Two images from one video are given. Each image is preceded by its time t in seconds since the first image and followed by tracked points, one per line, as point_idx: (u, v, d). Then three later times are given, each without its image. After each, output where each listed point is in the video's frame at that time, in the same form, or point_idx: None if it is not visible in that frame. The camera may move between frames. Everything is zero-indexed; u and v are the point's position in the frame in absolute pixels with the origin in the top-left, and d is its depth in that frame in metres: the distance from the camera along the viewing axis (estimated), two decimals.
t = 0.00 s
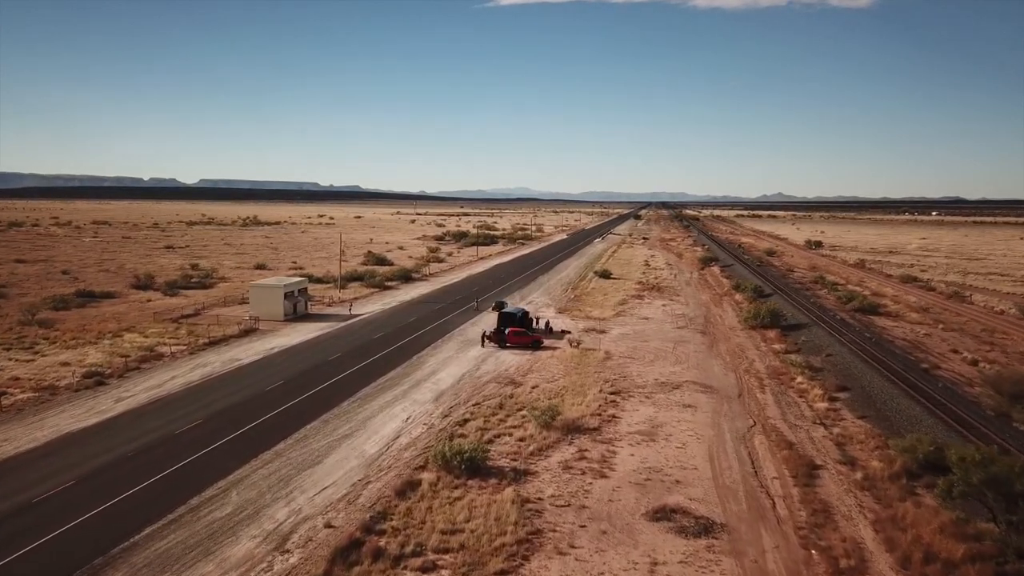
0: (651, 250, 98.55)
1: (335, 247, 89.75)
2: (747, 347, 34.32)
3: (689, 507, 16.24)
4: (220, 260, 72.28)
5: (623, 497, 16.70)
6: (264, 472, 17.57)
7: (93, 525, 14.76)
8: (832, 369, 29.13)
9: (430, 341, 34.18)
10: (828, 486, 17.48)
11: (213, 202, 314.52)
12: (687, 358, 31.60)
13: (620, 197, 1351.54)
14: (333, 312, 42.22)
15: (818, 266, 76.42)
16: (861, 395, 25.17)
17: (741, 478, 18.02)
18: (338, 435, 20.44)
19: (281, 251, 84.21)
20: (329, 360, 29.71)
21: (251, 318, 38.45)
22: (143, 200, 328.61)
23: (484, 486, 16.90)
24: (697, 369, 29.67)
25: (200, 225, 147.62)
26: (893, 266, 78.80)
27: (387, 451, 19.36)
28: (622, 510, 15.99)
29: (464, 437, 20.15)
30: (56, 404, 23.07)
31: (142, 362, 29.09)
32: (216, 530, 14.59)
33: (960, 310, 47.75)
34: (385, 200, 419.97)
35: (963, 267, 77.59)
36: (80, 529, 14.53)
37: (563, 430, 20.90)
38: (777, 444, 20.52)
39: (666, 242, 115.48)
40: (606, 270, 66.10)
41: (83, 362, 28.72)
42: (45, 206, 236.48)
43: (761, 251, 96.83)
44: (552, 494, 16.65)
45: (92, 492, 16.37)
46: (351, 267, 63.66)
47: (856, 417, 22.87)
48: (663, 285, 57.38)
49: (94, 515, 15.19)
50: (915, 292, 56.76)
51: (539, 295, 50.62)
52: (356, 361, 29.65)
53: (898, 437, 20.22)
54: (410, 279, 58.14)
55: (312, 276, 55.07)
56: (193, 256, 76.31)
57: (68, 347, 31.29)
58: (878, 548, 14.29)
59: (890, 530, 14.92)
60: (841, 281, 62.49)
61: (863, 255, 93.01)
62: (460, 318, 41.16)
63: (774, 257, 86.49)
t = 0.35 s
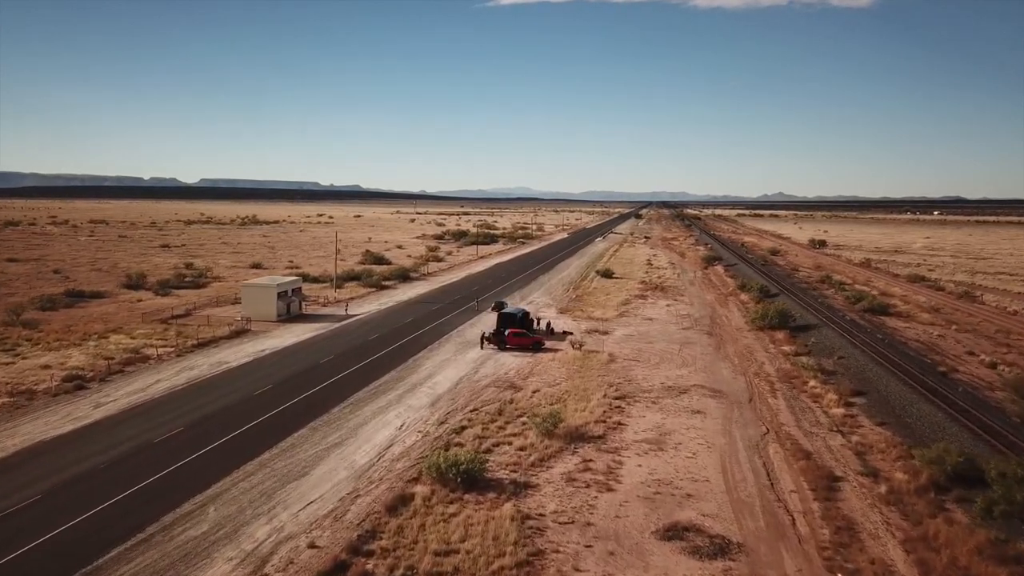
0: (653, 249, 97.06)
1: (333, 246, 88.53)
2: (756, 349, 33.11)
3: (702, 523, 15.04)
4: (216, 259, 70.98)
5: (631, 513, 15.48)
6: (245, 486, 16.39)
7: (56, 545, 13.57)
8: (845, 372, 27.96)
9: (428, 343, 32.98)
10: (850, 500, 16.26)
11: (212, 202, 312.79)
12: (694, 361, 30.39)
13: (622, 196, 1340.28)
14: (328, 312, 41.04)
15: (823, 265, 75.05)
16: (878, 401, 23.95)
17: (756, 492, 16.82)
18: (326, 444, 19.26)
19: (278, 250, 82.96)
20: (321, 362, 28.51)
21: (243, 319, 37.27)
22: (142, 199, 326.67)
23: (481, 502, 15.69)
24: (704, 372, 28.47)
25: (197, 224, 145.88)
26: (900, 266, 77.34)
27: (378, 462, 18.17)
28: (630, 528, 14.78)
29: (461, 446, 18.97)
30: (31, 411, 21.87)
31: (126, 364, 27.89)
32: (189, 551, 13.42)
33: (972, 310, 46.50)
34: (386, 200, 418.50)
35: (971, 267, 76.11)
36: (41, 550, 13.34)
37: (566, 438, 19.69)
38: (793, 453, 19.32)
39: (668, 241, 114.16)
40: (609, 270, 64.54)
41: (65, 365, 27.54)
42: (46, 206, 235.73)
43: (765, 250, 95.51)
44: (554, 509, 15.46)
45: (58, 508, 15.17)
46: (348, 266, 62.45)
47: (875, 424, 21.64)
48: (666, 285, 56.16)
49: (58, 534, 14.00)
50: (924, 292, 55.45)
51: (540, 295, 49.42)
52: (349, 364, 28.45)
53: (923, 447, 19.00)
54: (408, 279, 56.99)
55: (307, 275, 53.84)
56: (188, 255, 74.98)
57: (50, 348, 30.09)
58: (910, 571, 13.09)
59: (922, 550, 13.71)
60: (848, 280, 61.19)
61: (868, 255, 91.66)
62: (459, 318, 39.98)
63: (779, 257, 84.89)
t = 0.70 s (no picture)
0: (655, 248, 95.50)
1: (331, 245, 87.18)
2: (765, 352, 31.78)
3: (719, 546, 13.73)
4: (210, 258, 69.55)
5: (641, 534, 14.16)
6: (220, 504, 15.07)
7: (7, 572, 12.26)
8: (862, 376, 26.63)
9: (424, 344, 31.68)
10: (879, 519, 14.94)
11: (210, 201, 310.99)
12: (702, 364, 29.09)
13: (622, 196, 1336.18)
14: (322, 312, 39.76)
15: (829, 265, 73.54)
16: (899, 407, 22.65)
17: (776, 509, 15.52)
18: (311, 456, 17.94)
19: (274, 249, 81.65)
20: (311, 366, 27.17)
21: (234, 320, 35.99)
22: (140, 198, 324.82)
23: (477, 522, 14.36)
24: (713, 376, 27.17)
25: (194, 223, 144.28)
26: (907, 265, 75.80)
27: (367, 476, 16.84)
28: (640, 551, 13.47)
29: (456, 459, 17.68)
30: None
31: (106, 368, 26.57)
32: None
33: (985, 311, 45.13)
34: (386, 199, 416.68)
35: (980, 267, 74.52)
36: None
37: (569, 450, 18.41)
38: (813, 466, 18.01)
39: (670, 240, 112.68)
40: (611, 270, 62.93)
41: (42, 368, 26.25)
42: (43, 205, 233.65)
43: (769, 249, 94.08)
44: (557, 530, 14.14)
45: (13, 530, 13.85)
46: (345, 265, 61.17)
47: (899, 433, 20.31)
48: (670, 284, 54.89)
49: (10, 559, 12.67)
50: (934, 292, 54.06)
51: (540, 295, 48.14)
52: (340, 367, 27.14)
53: (953, 459, 17.67)
54: (406, 278, 55.75)
55: (303, 275, 52.54)
56: (182, 254, 73.56)
57: (29, 351, 28.79)
58: None
59: None
60: (855, 280, 59.78)
61: (874, 253, 90.21)
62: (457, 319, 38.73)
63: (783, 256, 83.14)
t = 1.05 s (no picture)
0: (657, 247, 94.17)
1: (325, 245, 84.99)
2: (775, 354, 30.55)
3: (738, 569, 12.54)
4: (205, 257, 68.23)
5: (652, 556, 12.96)
6: (193, 522, 13.85)
7: None
8: (877, 380, 25.44)
9: (421, 346, 30.49)
10: (911, 540, 13.72)
11: (209, 200, 309.38)
12: (710, 367, 27.88)
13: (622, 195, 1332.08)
14: (316, 313, 38.56)
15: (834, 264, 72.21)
16: (921, 414, 21.45)
17: (797, 527, 14.33)
18: (296, 467, 16.74)
19: (271, 249, 80.40)
20: (301, 369, 25.97)
21: (224, 320, 34.81)
22: (138, 198, 323.17)
23: (473, 542, 13.16)
24: (722, 380, 25.96)
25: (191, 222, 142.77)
26: (914, 264, 74.45)
27: (355, 491, 15.66)
28: None
29: (451, 471, 16.49)
30: None
31: (87, 371, 25.37)
32: None
33: (997, 311, 43.93)
34: (386, 199, 414.92)
35: (988, 266, 73.07)
36: None
37: (573, 460, 17.22)
38: (833, 478, 16.79)
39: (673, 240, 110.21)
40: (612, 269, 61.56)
41: (20, 371, 25.07)
42: (45, 205, 232.68)
43: (773, 248, 92.75)
44: (560, 552, 12.93)
45: None
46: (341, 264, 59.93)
47: (923, 442, 19.11)
48: (674, 284, 53.68)
49: None
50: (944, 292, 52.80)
51: (541, 295, 46.94)
52: (332, 370, 25.95)
53: (985, 472, 16.48)
54: (404, 277, 54.56)
55: (298, 274, 51.34)
56: (176, 253, 72.23)
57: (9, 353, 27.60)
58: None
59: None
60: (862, 279, 58.52)
61: (880, 253, 88.91)
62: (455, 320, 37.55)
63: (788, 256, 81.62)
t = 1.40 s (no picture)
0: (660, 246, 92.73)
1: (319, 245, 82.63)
2: (787, 356, 29.19)
3: None
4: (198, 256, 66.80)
5: None
6: (158, 545, 12.52)
7: None
8: (897, 385, 24.12)
9: (417, 348, 29.14)
10: (952, 564, 12.42)
11: (207, 200, 307.16)
12: (720, 370, 26.54)
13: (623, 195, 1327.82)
14: (308, 313, 37.23)
15: (841, 264, 70.68)
16: (948, 422, 20.13)
17: (825, 549, 13.02)
18: (277, 481, 15.42)
19: (267, 248, 79.11)
20: (289, 372, 24.63)
21: (213, 321, 33.52)
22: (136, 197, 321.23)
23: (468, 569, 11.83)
24: (733, 384, 24.63)
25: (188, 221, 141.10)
26: (921, 263, 72.93)
27: (340, 508, 14.34)
28: None
29: (445, 487, 15.15)
30: None
31: (63, 375, 24.05)
32: None
33: (1013, 311, 42.54)
34: (386, 199, 413.14)
35: (998, 266, 71.47)
36: None
37: (578, 473, 15.90)
38: (860, 493, 15.47)
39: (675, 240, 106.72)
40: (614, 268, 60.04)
41: None
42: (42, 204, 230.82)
43: (777, 247, 91.27)
44: None
45: None
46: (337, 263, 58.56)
47: (954, 453, 17.79)
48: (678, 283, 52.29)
49: None
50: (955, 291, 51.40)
51: (542, 295, 45.61)
52: (322, 374, 24.63)
53: None
54: (401, 276, 53.23)
55: (292, 273, 50.01)
56: (170, 252, 70.77)
57: None
58: None
59: None
60: (870, 279, 57.09)
61: (886, 252, 87.40)
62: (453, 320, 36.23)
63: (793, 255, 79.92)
